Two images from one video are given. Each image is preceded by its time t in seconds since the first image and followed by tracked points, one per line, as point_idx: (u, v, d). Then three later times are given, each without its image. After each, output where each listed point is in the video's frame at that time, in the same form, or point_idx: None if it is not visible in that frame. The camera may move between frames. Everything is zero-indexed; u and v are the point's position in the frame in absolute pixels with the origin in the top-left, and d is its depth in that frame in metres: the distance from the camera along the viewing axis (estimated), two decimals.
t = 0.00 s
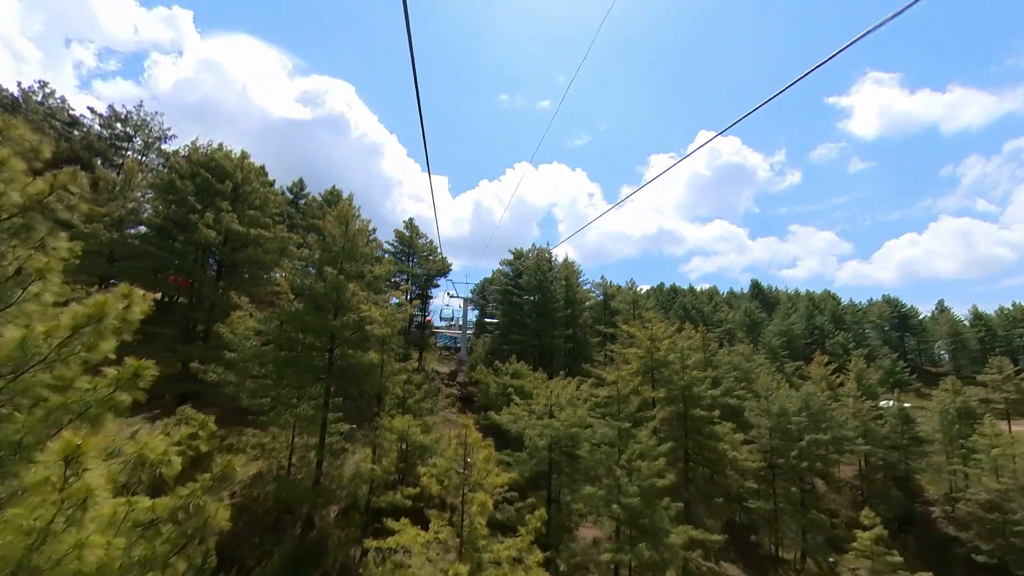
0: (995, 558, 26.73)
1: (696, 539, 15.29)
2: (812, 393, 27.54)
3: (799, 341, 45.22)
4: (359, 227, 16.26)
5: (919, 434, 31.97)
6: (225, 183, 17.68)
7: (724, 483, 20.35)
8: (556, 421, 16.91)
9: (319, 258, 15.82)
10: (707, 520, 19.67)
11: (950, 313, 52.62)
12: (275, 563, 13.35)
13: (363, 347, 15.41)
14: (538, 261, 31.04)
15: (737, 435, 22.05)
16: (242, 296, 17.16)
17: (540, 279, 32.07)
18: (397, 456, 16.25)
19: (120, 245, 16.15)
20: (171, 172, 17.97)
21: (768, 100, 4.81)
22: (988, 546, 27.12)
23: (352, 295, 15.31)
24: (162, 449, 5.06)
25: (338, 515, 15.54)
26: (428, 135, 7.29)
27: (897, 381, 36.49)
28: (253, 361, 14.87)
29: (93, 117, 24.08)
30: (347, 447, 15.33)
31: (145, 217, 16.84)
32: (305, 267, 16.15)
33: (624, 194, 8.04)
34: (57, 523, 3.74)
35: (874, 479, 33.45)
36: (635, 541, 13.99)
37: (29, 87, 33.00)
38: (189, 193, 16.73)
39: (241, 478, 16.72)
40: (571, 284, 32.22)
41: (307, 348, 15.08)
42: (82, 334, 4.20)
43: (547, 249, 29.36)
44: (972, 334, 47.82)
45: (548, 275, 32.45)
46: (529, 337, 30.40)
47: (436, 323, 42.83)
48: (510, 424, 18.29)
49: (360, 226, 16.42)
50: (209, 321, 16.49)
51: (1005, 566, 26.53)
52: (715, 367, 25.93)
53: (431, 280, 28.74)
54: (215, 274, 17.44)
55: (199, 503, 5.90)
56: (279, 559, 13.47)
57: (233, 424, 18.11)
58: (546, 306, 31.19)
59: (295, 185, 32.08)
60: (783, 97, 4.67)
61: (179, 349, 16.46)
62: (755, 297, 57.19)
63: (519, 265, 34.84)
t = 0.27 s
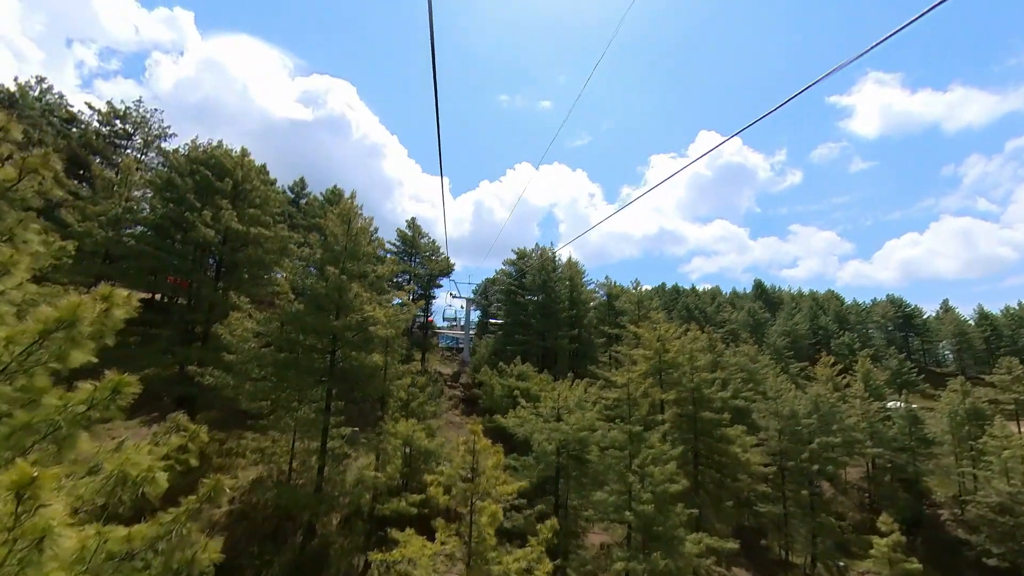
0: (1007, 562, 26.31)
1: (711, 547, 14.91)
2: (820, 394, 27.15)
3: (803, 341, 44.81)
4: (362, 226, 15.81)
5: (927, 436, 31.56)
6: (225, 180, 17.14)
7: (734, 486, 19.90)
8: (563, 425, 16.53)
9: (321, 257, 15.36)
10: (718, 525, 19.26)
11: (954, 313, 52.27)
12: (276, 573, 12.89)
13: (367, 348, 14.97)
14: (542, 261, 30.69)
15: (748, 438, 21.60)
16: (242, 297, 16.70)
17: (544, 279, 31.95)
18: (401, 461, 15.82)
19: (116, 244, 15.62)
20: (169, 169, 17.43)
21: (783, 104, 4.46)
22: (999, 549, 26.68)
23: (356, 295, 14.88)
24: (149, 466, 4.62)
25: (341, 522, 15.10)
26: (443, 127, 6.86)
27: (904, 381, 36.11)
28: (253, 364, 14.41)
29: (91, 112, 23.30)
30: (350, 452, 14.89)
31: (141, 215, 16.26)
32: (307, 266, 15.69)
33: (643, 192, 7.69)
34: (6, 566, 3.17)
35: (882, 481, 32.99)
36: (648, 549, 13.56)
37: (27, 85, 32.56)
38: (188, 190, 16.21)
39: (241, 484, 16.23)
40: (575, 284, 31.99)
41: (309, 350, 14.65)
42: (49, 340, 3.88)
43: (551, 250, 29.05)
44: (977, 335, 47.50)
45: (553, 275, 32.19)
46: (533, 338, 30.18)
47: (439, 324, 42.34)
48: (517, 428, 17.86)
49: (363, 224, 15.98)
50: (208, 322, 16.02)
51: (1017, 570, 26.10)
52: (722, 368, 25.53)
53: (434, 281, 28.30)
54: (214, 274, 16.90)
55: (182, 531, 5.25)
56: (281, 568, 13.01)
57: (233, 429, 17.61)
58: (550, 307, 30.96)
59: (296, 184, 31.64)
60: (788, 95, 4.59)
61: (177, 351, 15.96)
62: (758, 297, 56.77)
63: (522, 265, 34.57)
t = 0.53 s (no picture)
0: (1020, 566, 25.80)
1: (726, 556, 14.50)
2: (829, 395, 26.69)
3: (808, 341, 44.34)
4: (364, 223, 15.37)
5: (935, 437, 31.10)
6: (222, 177, 16.58)
7: (744, 490, 19.45)
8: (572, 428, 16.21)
9: (322, 257, 14.91)
10: (728, 530, 18.80)
11: (960, 312, 51.76)
12: None
13: (369, 350, 14.52)
14: (546, 261, 30.30)
15: (757, 440, 21.19)
16: (240, 296, 16.24)
17: (548, 279, 31.54)
18: (404, 466, 15.39)
19: (111, 244, 15.09)
20: (165, 166, 16.87)
21: (827, 85, 4.19)
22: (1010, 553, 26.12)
23: (357, 295, 14.42)
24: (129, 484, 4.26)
25: (342, 529, 14.64)
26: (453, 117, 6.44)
27: (912, 382, 35.61)
28: (251, 367, 13.92)
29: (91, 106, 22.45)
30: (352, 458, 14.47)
31: (136, 212, 15.78)
32: (307, 265, 15.23)
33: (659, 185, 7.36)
34: None
35: (890, 483, 32.51)
36: (660, 557, 13.22)
37: (27, 84, 32.20)
38: (185, 186, 15.73)
39: (239, 491, 15.76)
40: (580, 284, 31.62)
41: (308, 352, 14.21)
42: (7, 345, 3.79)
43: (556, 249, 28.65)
44: (984, 334, 47.01)
45: (557, 275, 31.84)
46: (537, 339, 29.81)
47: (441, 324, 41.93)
48: (524, 432, 17.43)
49: (365, 221, 15.56)
50: (205, 323, 15.57)
51: None
52: (730, 369, 25.07)
53: (436, 280, 27.88)
54: (212, 274, 16.36)
55: (163, 565, 4.94)
56: None
57: (232, 432, 17.19)
58: (554, 306, 30.60)
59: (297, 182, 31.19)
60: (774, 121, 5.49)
61: (173, 354, 15.43)
62: (762, 297, 56.26)
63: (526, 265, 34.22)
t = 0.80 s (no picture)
0: None
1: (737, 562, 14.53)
2: (838, 396, 26.21)
3: (813, 341, 43.86)
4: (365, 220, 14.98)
5: (945, 438, 30.62)
6: (218, 173, 16.13)
7: (754, 494, 19.00)
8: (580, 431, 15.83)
9: (322, 254, 14.50)
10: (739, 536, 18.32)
11: (967, 312, 51.22)
12: None
13: (370, 351, 14.10)
14: (550, 260, 29.92)
15: (767, 442, 20.74)
16: (238, 296, 15.81)
17: (551, 278, 31.16)
18: (407, 470, 14.97)
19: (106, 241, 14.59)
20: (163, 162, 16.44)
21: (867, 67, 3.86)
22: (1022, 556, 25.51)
23: (358, 295, 13.99)
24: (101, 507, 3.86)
25: (343, 536, 14.19)
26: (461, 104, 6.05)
27: (921, 383, 35.12)
28: (249, 369, 13.51)
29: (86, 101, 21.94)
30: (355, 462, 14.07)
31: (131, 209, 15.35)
32: (306, 263, 14.80)
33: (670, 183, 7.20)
34: None
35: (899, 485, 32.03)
36: (671, 565, 13.13)
37: (24, 82, 31.77)
38: (182, 183, 15.31)
39: (237, 496, 15.30)
40: (584, 284, 31.22)
41: (308, 353, 13.81)
42: None
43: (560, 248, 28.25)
44: (991, 334, 46.49)
45: (561, 274, 31.43)
46: (541, 340, 29.41)
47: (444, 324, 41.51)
48: (530, 435, 16.99)
49: (367, 219, 15.19)
50: (203, 323, 15.16)
51: None
52: (738, 369, 24.60)
53: (439, 280, 27.48)
54: (210, 272, 15.97)
55: None
56: None
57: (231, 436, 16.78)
58: (558, 306, 30.24)
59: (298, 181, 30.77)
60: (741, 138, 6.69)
61: (171, 355, 15.03)
62: (766, 297, 55.75)
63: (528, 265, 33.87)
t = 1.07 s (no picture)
0: None
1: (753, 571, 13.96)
2: (850, 396, 25.57)
3: (822, 340, 43.16)
4: (364, 216, 14.49)
5: (959, 439, 29.97)
6: (212, 168, 15.61)
7: (766, 498, 18.42)
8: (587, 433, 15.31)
9: (319, 250, 13.97)
10: (751, 542, 17.73)
11: (977, 310, 50.41)
12: None
13: (370, 352, 13.59)
14: (554, 257, 29.41)
15: (779, 445, 20.17)
16: (233, 295, 15.29)
17: (555, 276, 30.65)
18: (408, 475, 14.47)
19: (95, 238, 14.08)
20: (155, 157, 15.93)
21: (921, 33, 3.39)
22: None
23: (356, 293, 13.48)
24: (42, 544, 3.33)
25: (342, 543, 13.69)
26: (461, 83, 5.53)
27: (933, 382, 34.43)
28: (241, 370, 12.91)
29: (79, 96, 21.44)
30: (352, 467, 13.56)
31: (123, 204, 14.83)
32: (303, 261, 14.28)
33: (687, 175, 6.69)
34: None
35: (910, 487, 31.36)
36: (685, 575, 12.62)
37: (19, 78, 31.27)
38: (174, 178, 14.81)
39: (233, 502, 14.82)
40: (589, 281, 30.67)
41: (305, 354, 13.31)
42: None
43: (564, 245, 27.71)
44: (1003, 332, 45.70)
45: (565, 272, 30.91)
46: (545, 338, 28.88)
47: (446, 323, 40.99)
48: (535, 438, 16.47)
49: (366, 213, 14.65)
50: (197, 322, 14.66)
51: None
52: (747, 369, 24.02)
53: (441, 278, 26.98)
54: (205, 270, 15.51)
55: None
56: None
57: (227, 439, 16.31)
58: (563, 304, 29.73)
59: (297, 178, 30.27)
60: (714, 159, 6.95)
61: (164, 355, 14.56)
62: (772, 295, 55.03)
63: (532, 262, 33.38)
